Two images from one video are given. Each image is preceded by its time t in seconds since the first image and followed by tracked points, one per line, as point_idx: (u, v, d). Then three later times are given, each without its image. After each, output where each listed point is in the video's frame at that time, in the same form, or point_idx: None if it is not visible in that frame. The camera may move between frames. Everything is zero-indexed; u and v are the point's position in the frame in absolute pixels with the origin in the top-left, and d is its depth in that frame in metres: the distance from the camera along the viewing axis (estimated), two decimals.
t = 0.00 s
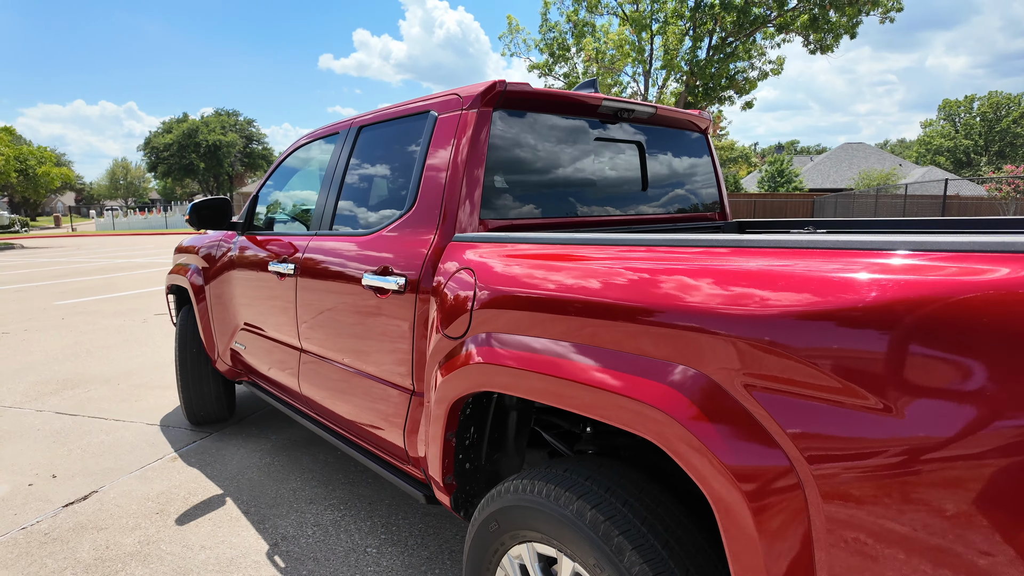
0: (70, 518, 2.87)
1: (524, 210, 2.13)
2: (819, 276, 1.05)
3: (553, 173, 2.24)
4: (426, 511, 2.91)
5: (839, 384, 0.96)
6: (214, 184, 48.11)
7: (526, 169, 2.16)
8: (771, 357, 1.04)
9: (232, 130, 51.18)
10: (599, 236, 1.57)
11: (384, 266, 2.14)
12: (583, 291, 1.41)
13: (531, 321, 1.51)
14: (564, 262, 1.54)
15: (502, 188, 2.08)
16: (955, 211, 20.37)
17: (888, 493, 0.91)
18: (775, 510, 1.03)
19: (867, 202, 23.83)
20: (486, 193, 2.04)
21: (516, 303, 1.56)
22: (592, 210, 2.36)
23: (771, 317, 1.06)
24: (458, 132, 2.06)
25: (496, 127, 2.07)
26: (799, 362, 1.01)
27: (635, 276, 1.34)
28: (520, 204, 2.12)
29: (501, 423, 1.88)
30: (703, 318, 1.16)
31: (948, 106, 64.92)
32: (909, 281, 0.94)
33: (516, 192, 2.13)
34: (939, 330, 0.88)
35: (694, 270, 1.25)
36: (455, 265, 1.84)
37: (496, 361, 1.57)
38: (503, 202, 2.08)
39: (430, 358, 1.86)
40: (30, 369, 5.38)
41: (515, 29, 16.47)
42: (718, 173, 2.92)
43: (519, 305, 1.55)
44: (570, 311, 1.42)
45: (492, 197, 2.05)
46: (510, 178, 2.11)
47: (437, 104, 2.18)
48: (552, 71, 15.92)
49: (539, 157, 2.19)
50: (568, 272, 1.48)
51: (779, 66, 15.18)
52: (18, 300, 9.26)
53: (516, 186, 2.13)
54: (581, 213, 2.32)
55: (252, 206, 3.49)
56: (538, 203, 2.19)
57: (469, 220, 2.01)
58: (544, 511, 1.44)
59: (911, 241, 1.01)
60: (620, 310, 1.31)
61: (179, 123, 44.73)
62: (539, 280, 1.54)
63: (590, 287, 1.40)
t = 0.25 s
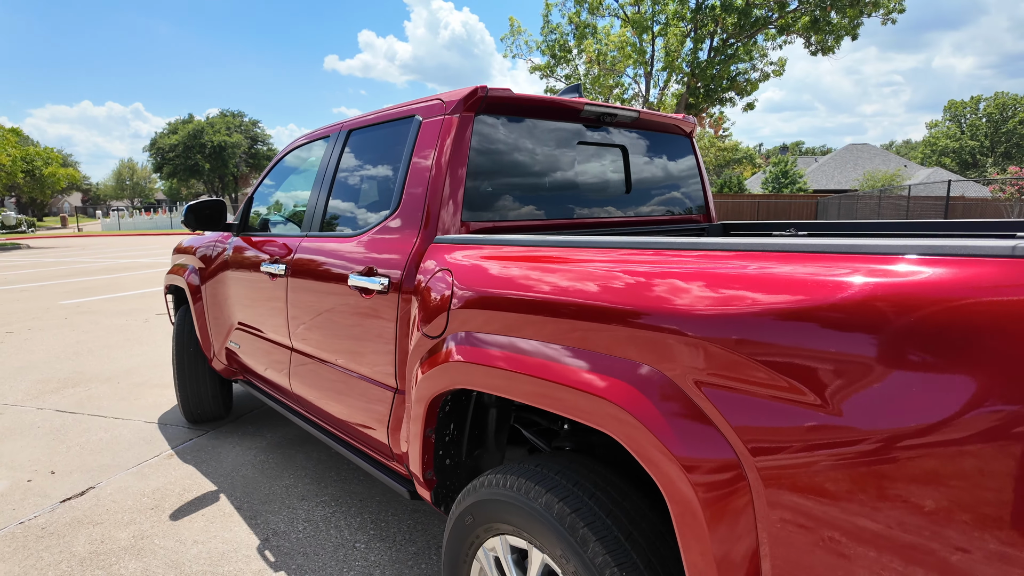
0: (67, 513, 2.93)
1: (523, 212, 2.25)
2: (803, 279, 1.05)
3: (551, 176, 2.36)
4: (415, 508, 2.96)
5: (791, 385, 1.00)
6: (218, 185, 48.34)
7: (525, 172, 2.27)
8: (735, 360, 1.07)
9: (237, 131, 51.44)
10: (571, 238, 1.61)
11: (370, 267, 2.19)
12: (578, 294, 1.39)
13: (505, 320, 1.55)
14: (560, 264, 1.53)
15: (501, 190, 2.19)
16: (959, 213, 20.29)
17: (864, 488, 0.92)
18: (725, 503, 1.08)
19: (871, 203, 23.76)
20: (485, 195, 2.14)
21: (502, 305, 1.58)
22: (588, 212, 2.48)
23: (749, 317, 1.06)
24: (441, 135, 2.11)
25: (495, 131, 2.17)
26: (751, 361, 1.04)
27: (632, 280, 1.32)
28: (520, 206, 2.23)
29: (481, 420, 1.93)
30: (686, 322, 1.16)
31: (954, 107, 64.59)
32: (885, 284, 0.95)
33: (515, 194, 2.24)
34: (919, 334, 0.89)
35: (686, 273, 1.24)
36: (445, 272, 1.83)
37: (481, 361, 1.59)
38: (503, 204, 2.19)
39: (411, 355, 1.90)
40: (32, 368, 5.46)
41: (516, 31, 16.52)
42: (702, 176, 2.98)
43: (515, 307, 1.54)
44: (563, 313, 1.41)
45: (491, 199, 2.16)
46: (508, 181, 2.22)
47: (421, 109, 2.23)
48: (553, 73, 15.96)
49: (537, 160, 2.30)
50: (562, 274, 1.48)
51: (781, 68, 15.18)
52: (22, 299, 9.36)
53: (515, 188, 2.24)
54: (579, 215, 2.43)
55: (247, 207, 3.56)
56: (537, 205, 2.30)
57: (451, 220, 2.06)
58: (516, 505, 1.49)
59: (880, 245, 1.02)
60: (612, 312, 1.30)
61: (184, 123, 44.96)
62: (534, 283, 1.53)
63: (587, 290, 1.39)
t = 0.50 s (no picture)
0: (64, 506, 3.00)
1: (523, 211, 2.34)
2: (782, 273, 1.07)
3: (550, 177, 2.46)
4: (406, 502, 3.03)
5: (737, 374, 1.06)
6: (220, 186, 48.49)
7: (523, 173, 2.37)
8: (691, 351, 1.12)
9: (239, 131, 51.61)
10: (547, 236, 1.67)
11: (359, 265, 2.25)
12: (574, 293, 1.39)
13: (484, 316, 1.62)
14: (555, 261, 1.53)
15: (500, 191, 2.28)
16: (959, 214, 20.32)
17: (842, 480, 0.94)
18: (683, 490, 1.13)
19: (871, 204, 23.79)
20: (484, 195, 2.23)
21: (487, 302, 1.62)
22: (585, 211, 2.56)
23: (726, 310, 1.09)
24: (426, 137, 2.17)
25: (495, 134, 2.27)
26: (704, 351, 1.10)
27: (625, 278, 1.32)
28: (519, 205, 2.33)
29: (464, 413, 1.99)
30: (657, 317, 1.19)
31: (956, 108, 64.49)
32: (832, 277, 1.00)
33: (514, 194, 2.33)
34: (897, 328, 0.90)
35: (679, 271, 1.24)
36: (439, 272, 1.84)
37: (465, 357, 1.63)
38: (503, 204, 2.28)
39: (397, 348, 1.96)
40: (33, 366, 5.53)
41: (517, 33, 16.58)
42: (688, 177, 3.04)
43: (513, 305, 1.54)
44: (556, 311, 1.42)
45: (490, 199, 2.25)
46: (508, 182, 2.32)
47: (408, 112, 2.29)
48: (553, 74, 16.03)
49: (535, 162, 2.40)
50: (558, 271, 1.48)
51: (780, 69, 15.23)
52: (25, 298, 9.46)
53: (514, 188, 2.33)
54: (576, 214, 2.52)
55: (243, 207, 3.63)
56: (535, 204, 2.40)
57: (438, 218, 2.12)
58: (491, 492, 1.55)
59: (829, 241, 1.09)
60: (602, 310, 1.31)
61: (186, 124, 45.14)
62: (529, 280, 1.54)
63: (583, 289, 1.38)
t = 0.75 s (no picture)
0: (59, 498, 3.07)
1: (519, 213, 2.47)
2: (774, 278, 1.05)
3: (547, 180, 2.58)
4: (393, 498, 3.09)
5: (680, 369, 1.12)
6: (223, 185, 48.64)
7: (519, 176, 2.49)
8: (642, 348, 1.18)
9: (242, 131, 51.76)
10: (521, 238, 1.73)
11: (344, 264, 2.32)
12: (564, 295, 1.38)
13: (460, 314, 1.68)
14: (549, 263, 1.51)
15: (496, 194, 2.41)
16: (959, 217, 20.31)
17: (820, 476, 0.95)
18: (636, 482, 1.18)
19: (871, 207, 23.79)
20: (480, 198, 2.35)
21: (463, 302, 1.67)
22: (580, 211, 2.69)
23: (712, 314, 1.08)
24: (410, 140, 2.23)
25: (490, 141, 2.38)
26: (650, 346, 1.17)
27: (615, 280, 1.30)
28: (515, 207, 2.46)
29: (443, 409, 2.05)
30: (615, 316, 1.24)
31: (959, 112, 64.36)
32: (769, 276, 1.06)
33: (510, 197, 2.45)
34: (886, 337, 0.90)
35: (671, 273, 1.21)
36: (429, 276, 1.85)
37: (446, 356, 1.67)
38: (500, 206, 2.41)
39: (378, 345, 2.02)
40: (33, 362, 5.62)
41: (517, 35, 16.64)
42: (672, 181, 3.11)
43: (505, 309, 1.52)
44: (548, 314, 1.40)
45: (487, 202, 2.37)
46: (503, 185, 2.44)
47: (393, 116, 2.36)
48: (553, 76, 16.07)
49: (529, 166, 2.51)
50: (552, 275, 1.45)
51: (779, 72, 15.25)
52: (27, 296, 9.56)
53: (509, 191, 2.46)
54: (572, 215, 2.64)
55: (238, 207, 3.70)
56: (531, 206, 2.53)
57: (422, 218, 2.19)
58: (463, 484, 1.62)
59: (826, 244, 1.05)
60: (585, 311, 1.31)
61: (189, 124, 45.29)
62: (523, 283, 1.52)
63: (574, 291, 1.36)
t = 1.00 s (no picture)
0: (48, 492, 3.13)
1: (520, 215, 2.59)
2: (763, 288, 1.01)
3: (543, 184, 2.69)
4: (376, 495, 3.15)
5: (619, 371, 1.18)
6: (225, 183, 48.78)
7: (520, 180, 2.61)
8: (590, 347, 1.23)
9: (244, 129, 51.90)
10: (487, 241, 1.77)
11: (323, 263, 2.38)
12: (549, 301, 1.35)
13: (427, 316, 1.72)
14: (538, 268, 1.46)
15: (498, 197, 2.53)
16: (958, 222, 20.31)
17: (798, 477, 0.94)
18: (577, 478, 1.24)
19: (871, 210, 23.79)
20: (480, 202, 2.47)
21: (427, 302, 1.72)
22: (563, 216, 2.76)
23: (695, 320, 1.07)
24: (387, 143, 2.28)
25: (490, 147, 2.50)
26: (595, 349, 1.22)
27: (603, 286, 1.27)
28: (517, 210, 2.58)
29: (415, 407, 2.10)
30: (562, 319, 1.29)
31: (962, 116, 64.22)
32: (701, 281, 1.10)
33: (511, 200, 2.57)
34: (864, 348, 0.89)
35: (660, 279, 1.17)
36: (413, 281, 1.82)
37: (430, 360, 1.66)
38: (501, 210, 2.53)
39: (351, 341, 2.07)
40: (29, 358, 5.69)
41: (517, 36, 16.69)
42: (653, 187, 3.15)
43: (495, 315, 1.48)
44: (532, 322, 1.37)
45: (487, 205, 2.50)
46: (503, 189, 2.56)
47: (373, 121, 2.41)
48: (552, 78, 16.11)
49: (529, 170, 2.62)
50: (541, 279, 1.41)
51: (778, 76, 15.27)
52: (26, 292, 9.65)
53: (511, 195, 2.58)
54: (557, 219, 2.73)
55: (228, 207, 3.75)
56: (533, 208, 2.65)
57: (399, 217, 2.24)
58: (427, 479, 1.67)
59: (817, 254, 1.00)
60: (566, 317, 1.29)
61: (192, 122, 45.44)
62: (513, 288, 1.47)
63: (559, 297, 1.33)
